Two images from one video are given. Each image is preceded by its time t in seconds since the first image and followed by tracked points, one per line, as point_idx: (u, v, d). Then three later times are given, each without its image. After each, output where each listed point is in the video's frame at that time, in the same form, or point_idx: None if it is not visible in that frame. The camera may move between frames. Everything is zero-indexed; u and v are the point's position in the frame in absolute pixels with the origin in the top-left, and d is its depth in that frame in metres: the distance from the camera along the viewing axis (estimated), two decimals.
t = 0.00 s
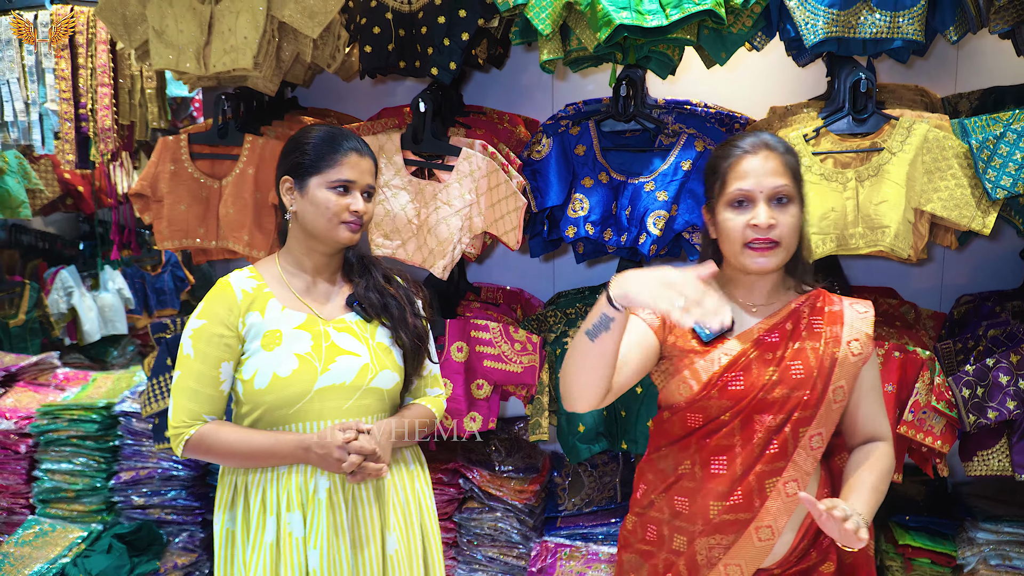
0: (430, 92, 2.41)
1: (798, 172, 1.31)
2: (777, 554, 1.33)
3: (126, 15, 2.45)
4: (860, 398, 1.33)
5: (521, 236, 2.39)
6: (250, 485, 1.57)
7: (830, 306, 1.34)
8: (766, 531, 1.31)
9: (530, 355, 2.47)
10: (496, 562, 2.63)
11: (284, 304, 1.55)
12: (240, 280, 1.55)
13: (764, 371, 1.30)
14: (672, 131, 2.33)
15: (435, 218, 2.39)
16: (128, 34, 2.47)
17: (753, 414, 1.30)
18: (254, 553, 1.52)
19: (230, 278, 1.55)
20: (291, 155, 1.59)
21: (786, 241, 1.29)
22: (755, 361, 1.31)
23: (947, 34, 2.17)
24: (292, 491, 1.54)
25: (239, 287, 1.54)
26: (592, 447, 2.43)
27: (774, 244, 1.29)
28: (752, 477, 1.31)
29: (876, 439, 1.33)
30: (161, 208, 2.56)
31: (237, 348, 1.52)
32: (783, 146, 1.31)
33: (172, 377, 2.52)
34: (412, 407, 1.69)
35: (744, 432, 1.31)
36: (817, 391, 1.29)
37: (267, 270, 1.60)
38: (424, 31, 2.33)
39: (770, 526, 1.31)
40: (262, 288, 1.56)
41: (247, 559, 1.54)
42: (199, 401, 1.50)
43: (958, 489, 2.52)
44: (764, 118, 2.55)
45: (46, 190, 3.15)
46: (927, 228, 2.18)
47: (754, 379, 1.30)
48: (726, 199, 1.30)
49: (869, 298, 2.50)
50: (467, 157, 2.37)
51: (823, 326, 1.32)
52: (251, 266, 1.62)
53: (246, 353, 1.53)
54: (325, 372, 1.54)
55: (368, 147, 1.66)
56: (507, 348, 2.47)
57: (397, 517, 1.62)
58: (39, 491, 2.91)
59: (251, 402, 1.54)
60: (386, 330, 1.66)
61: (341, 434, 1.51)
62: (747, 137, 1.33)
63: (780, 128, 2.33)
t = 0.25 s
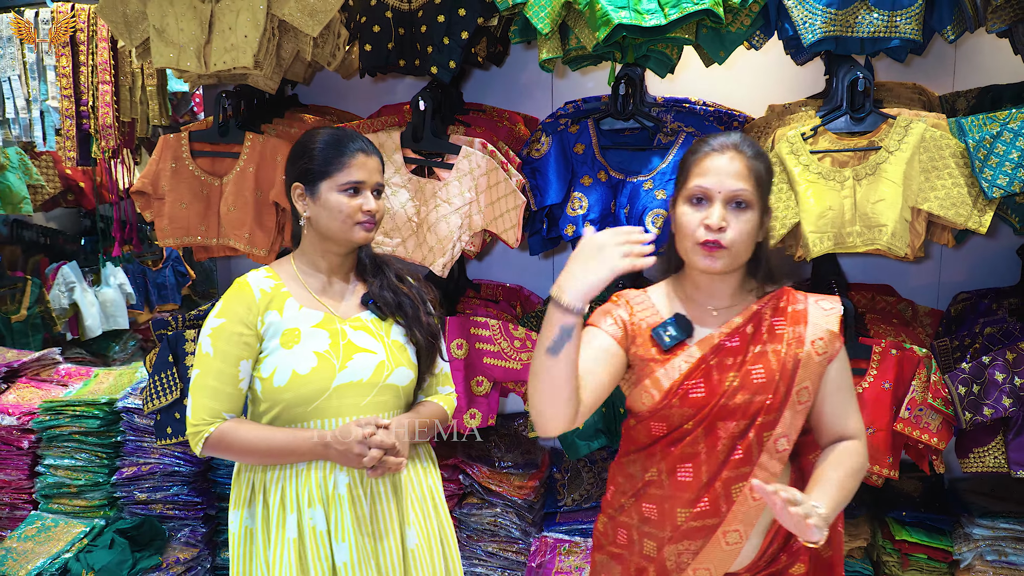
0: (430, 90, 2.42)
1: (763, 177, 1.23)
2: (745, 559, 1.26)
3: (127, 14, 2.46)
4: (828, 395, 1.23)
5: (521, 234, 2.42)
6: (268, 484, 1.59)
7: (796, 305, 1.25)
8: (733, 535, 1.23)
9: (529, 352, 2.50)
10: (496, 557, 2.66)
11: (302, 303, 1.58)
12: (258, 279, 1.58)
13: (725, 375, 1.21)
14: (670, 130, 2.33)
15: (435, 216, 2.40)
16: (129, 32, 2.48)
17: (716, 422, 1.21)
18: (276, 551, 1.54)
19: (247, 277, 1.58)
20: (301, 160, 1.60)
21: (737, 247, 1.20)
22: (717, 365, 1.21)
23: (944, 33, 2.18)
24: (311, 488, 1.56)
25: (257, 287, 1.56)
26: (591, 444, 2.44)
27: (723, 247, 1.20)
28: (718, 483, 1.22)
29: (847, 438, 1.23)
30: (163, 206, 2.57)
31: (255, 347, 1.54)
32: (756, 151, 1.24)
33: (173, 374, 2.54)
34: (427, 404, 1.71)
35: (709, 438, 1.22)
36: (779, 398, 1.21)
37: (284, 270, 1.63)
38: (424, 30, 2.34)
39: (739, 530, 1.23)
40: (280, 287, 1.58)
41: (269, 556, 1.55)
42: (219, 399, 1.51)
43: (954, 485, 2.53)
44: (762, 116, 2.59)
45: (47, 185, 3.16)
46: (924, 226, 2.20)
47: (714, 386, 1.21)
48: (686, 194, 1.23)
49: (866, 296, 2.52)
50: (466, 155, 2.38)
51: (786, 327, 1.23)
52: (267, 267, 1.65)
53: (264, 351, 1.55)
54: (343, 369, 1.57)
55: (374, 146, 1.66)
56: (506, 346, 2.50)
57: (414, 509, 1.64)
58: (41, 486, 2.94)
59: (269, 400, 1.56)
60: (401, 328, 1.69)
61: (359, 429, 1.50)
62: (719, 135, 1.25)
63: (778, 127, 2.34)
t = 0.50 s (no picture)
0: (430, 86, 2.43)
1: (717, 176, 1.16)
2: (705, 560, 1.15)
3: (128, 10, 2.46)
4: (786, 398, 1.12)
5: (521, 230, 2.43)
6: (287, 476, 1.60)
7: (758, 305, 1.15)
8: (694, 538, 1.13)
9: (529, 346, 2.48)
10: (496, 551, 2.66)
11: (319, 298, 1.59)
12: (276, 275, 1.59)
13: (680, 385, 1.11)
14: (670, 126, 2.35)
15: (435, 211, 2.40)
16: (130, 28, 2.48)
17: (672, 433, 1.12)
18: (296, 542, 1.55)
19: (266, 273, 1.59)
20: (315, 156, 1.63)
21: (701, 249, 1.12)
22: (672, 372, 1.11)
23: (943, 28, 2.19)
24: (331, 479, 1.58)
25: (275, 282, 1.57)
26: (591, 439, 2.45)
27: (688, 252, 1.12)
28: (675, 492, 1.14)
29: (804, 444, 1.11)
30: (164, 201, 2.58)
31: (274, 341, 1.55)
32: (705, 151, 1.16)
33: (176, 368, 2.57)
34: (443, 397, 1.73)
35: (666, 447, 1.12)
36: (736, 404, 1.11)
37: (301, 265, 1.63)
38: (424, 26, 2.35)
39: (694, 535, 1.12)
40: (298, 283, 1.59)
41: (287, 547, 1.56)
42: (238, 392, 1.52)
43: (954, 479, 2.54)
44: (761, 111, 2.59)
45: (48, 180, 3.16)
46: (923, 221, 2.19)
47: (671, 396, 1.11)
48: (640, 202, 1.14)
49: (865, 291, 2.53)
50: (467, 151, 2.39)
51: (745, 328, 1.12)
52: (284, 262, 1.66)
53: (283, 346, 1.56)
54: (360, 364, 1.58)
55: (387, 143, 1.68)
56: (506, 340, 2.49)
57: (430, 500, 1.66)
58: (44, 480, 2.96)
59: (288, 393, 1.57)
60: (416, 323, 1.70)
61: (377, 422, 1.54)
62: (664, 138, 1.17)
63: (778, 122, 2.35)
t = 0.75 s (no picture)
0: (428, 80, 2.42)
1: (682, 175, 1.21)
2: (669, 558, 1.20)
3: (126, 3, 2.45)
4: (744, 399, 1.17)
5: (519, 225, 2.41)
6: (302, 467, 1.61)
7: (720, 304, 1.19)
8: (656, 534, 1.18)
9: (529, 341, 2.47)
10: (494, 546, 2.66)
11: (331, 293, 1.59)
12: (289, 269, 1.58)
13: (638, 384, 1.18)
14: (669, 120, 2.33)
15: (433, 206, 2.41)
16: (129, 21, 2.48)
17: (629, 431, 1.20)
18: (306, 535, 1.55)
19: (279, 267, 1.59)
20: (345, 144, 1.63)
21: (667, 250, 1.18)
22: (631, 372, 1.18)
23: (943, 22, 2.17)
24: (343, 472, 1.58)
25: (288, 277, 1.57)
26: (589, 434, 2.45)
27: (653, 256, 1.17)
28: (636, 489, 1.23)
29: (757, 446, 1.16)
30: (162, 195, 2.58)
31: (287, 336, 1.55)
32: (667, 148, 1.20)
33: (174, 363, 2.56)
34: (458, 392, 1.72)
35: (625, 445, 1.21)
36: (693, 403, 1.17)
37: (315, 260, 1.63)
38: (423, 19, 2.33)
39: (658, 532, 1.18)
40: (311, 277, 1.59)
41: (298, 539, 1.57)
42: (252, 386, 1.52)
43: (953, 474, 2.54)
44: (761, 105, 2.58)
45: (48, 174, 3.15)
46: (923, 216, 2.19)
47: (628, 394, 1.18)
48: (605, 205, 1.19)
49: (865, 286, 2.52)
50: (465, 145, 2.37)
51: (705, 328, 1.17)
52: (299, 256, 1.66)
53: (294, 340, 1.56)
54: (371, 359, 1.57)
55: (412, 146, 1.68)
56: (505, 335, 2.50)
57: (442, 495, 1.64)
58: (42, 474, 2.96)
59: (300, 387, 1.57)
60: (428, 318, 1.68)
61: (387, 418, 1.52)
62: (629, 135, 1.20)
63: (777, 117, 2.34)
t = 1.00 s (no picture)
0: (427, 76, 2.40)
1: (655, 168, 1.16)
2: (651, 560, 1.18)
3: None
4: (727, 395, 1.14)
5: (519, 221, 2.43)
6: (318, 463, 1.62)
7: (704, 298, 1.16)
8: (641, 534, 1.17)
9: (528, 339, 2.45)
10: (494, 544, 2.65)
11: (346, 293, 1.58)
12: (307, 269, 1.59)
13: (620, 377, 1.16)
14: (669, 116, 2.32)
15: (433, 203, 2.38)
16: (126, 17, 2.46)
17: (611, 422, 1.19)
18: (319, 530, 1.57)
19: (297, 267, 1.59)
20: (351, 148, 1.59)
21: (632, 247, 1.15)
22: (614, 364, 1.16)
23: (947, 17, 2.14)
24: (356, 471, 1.58)
25: (305, 277, 1.57)
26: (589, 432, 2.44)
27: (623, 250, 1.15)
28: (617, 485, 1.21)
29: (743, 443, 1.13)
30: (160, 191, 2.56)
31: (302, 335, 1.56)
32: (644, 141, 1.16)
33: (172, 360, 2.54)
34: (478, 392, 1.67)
35: (607, 436, 1.20)
36: (676, 396, 1.15)
37: (333, 260, 1.63)
38: (421, 14, 2.32)
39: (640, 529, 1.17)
40: (327, 277, 1.59)
41: (311, 535, 1.58)
42: (270, 383, 1.54)
43: (957, 473, 2.52)
44: (763, 101, 2.56)
45: (47, 171, 3.21)
46: (926, 212, 2.17)
47: (611, 386, 1.17)
48: (576, 200, 1.17)
49: (868, 283, 2.50)
50: (465, 142, 2.36)
51: (689, 323, 1.15)
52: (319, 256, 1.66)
53: (311, 339, 1.57)
54: (383, 360, 1.56)
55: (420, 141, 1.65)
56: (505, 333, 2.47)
57: (454, 495, 1.62)
58: (41, 472, 2.96)
59: (316, 386, 1.58)
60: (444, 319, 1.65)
61: (394, 419, 1.49)
62: (601, 128, 1.17)
63: (779, 112, 2.32)
